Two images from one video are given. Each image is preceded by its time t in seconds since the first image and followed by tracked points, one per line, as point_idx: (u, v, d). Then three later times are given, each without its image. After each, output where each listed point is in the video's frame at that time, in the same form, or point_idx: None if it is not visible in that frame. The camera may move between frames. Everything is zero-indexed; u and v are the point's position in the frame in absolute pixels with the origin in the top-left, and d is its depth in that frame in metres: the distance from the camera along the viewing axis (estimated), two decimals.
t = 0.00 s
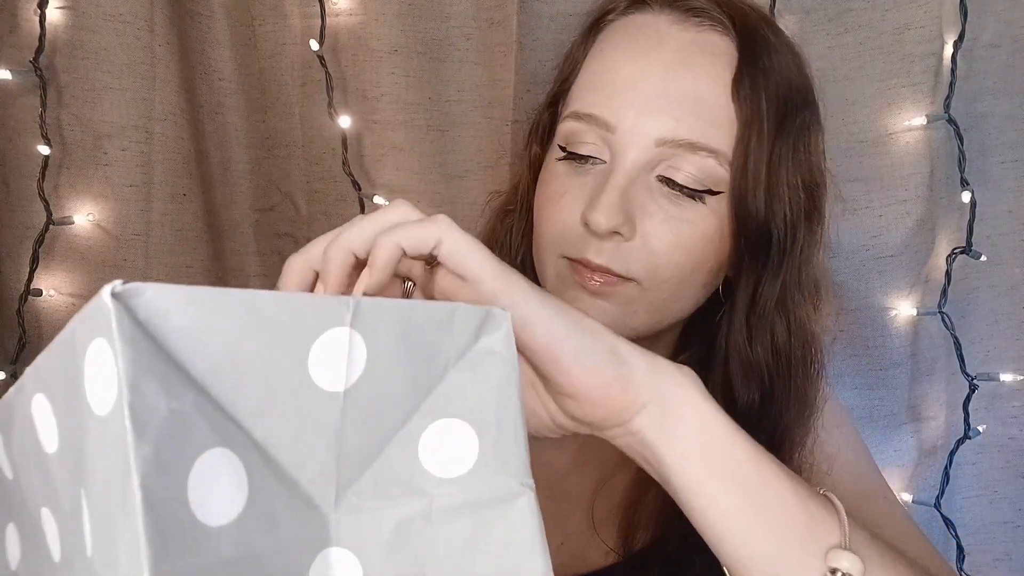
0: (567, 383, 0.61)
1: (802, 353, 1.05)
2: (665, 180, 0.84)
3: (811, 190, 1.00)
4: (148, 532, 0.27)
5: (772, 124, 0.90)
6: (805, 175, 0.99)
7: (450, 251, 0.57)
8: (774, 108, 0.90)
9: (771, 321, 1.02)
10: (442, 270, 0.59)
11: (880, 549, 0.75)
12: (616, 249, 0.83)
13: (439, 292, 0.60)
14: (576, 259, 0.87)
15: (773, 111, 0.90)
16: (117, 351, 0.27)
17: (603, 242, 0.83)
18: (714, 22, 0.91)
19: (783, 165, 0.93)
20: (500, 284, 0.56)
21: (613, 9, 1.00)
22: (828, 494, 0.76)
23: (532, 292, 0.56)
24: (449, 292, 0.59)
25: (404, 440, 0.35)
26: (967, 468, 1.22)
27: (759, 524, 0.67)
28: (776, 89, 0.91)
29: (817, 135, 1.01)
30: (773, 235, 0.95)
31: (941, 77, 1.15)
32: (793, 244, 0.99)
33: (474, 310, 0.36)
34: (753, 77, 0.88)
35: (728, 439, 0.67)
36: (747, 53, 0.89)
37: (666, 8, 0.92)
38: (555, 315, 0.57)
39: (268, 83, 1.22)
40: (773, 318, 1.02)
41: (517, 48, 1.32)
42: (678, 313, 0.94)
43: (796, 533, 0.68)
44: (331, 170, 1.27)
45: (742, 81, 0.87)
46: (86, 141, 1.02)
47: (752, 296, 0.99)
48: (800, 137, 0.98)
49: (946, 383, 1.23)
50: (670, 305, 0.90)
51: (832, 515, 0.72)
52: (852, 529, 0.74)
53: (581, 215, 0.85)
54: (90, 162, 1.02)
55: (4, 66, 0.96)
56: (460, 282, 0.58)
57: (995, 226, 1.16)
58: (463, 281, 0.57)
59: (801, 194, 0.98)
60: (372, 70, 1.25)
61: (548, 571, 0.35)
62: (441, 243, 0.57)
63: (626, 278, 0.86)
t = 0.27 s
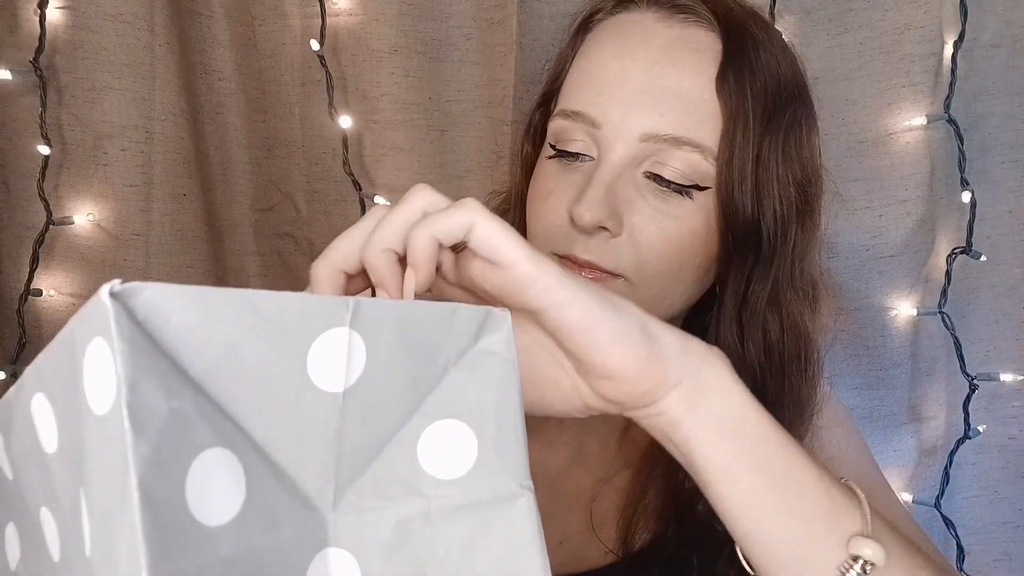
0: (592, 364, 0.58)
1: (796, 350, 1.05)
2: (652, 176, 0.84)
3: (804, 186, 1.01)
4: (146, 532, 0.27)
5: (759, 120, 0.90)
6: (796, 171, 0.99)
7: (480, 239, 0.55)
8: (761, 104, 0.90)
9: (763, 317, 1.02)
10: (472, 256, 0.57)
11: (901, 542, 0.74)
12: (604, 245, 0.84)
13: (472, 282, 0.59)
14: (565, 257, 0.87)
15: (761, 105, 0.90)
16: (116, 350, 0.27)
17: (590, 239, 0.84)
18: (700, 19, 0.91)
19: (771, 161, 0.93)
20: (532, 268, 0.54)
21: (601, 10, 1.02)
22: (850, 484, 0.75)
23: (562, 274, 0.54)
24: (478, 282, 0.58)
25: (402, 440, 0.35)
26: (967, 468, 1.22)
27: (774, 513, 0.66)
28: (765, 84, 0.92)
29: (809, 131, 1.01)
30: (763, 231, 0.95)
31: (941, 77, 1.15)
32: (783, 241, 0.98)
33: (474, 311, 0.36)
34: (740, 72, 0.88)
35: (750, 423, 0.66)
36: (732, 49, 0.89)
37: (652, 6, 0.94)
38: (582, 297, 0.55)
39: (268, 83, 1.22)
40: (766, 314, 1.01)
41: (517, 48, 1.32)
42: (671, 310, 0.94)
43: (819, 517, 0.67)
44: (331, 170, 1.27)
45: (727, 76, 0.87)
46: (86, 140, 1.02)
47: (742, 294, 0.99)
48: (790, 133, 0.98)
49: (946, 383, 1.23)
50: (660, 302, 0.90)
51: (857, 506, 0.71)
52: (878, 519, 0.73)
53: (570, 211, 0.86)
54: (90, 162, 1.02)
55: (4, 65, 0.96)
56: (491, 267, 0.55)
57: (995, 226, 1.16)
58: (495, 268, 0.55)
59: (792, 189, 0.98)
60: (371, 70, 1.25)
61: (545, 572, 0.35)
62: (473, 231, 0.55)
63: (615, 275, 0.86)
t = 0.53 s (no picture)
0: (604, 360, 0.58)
1: (794, 348, 1.05)
2: (646, 172, 0.85)
3: (800, 185, 1.00)
4: (142, 531, 0.27)
5: (753, 119, 0.89)
6: (792, 170, 0.99)
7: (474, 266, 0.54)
8: (754, 102, 0.90)
9: (760, 316, 1.01)
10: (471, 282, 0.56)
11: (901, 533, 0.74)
12: (598, 243, 0.83)
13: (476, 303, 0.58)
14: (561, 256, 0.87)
15: (754, 103, 0.90)
16: (113, 350, 0.27)
17: (584, 237, 0.84)
18: (693, 17, 0.91)
19: (766, 159, 0.93)
20: (534, 284, 0.53)
21: (596, 10, 1.02)
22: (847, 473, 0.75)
23: (563, 282, 0.54)
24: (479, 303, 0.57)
25: (401, 440, 0.35)
26: (967, 468, 1.22)
27: (777, 505, 0.66)
28: (759, 82, 0.91)
29: (804, 129, 1.01)
30: (758, 229, 0.94)
31: (941, 77, 1.15)
32: (778, 239, 0.98)
33: (474, 310, 0.36)
34: (734, 70, 0.88)
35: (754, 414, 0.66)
36: (726, 47, 0.89)
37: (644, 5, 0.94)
38: (585, 301, 0.55)
39: (268, 83, 1.21)
40: (763, 312, 1.01)
41: (517, 48, 1.33)
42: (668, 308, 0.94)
43: (824, 509, 0.67)
44: (331, 170, 1.27)
45: (720, 73, 0.86)
46: (86, 140, 1.02)
47: (739, 292, 0.98)
48: (785, 131, 0.97)
49: (946, 384, 1.23)
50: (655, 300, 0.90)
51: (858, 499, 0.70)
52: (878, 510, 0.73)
53: (564, 210, 0.86)
54: (90, 162, 1.02)
55: (4, 65, 0.96)
56: (493, 288, 0.55)
57: (995, 225, 1.16)
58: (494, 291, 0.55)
59: (787, 187, 0.98)
60: (372, 70, 1.25)
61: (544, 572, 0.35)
62: (465, 262, 0.55)
63: (610, 274, 0.85)
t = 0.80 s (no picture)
0: (615, 346, 0.58)
1: (791, 347, 1.05)
2: (642, 172, 0.84)
3: (798, 184, 1.01)
4: (145, 531, 0.27)
5: (748, 116, 0.90)
6: (789, 168, 0.99)
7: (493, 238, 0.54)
8: (749, 100, 0.90)
9: (756, 314, 1.01)
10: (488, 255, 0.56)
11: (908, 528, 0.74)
12: (593, 242, 0.83)
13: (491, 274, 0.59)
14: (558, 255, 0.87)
15: (749, 101, 0.90)
16: (116, 349, 0.27)
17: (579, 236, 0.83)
18: (688, 15, 0.92)
19: (762, 157, 0.93)
20: (554, 263, 0.53)
21: (592, 10, 1.03)
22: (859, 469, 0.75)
23: (583, 266, 0.54)
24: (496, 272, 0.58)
25: (403, 442, 0.35)
26: (967, 468, 1.22)
27: (777, 503, 0.66)
28: (754, 80, 0.92)
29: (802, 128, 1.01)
30: (753, 226, 0.95)
31: (941, 77, 1.14)
32: (775, 237, 0.98)
33: (475, 311, 0.36)
34: (729, 69, 0.88)
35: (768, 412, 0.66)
36: (720, 46, 0.89)
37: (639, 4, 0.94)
38: (605, 286, 0.54)
39: (268, 83, 1.21)
40: (760, 311, 1.01)
41: (517, 48, 1.33)
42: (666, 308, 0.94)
43: (827, 507, 0.67)
44: (331, 170, 1.27)
45: (714, 72, 0.86)
46: (86, 140, 1.02)
47: (734, 288, 0.97)
48: (782, 130, 0.98)
49: (946, 384, 1.23)
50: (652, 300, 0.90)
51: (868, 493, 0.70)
52: (885, 506, 0.73)
53: (558, 209, 0.85)
54: (90, 162, 1.02)
55: (4, 65, 0.96)
56: (510, 263, 0.55)
57: (995, 225, 1.16)
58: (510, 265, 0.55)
59: (784, 185, 0.98)
60: (371, 70, 1.25)
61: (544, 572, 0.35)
62: (484, 234, 0.55)
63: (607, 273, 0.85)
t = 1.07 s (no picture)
0: (631, 338, 0.57)
1: (792, 346, 1.05)
2: (639, 173, 0.84)
3: (798, 183, 1.01)
4: (146, 532, 0.27)
5: (746, 116, 0.90)
6: (788, 167, 0.99)
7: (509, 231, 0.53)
8: (747, 99, 0.90)
9: (757, 314, 1.01)
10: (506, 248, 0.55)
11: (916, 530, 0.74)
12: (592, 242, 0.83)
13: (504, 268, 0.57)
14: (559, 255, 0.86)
15: (748, 100, 0.90)
16: (116, 349, 0.27)
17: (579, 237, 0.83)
18: (685, 15, 0.92)
19: (760, 157, 0.93)
20: (574, 256, 0.53)
21: (589, 10, 1.03)
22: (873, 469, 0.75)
23: (604, 261, 0.53)
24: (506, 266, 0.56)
25: (404, 442, 0.35)
26: (967, 467, 1.22)
27: (777, 503, 0.66)
28: (753, 80, 0.92)
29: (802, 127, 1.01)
30: (752, 226, 0.95)
31: (941, 77, 1.14)
32: (773, 237, 0.99)
33: (475, 311, 0.36)
34: (728, 67, 0.88)
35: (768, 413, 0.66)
36: (719, 45, 0.89)
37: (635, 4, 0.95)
38: (622, 280, 0.54)
39: (268, 83, 1.21)
40: (761, 310, 1.01)
41: (517, 48, 1.33)
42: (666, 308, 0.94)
43: (828, 507, 0.67)
44: (331, 171, 1.27)
45: (712, 70, 0.87)
46: (86, 141, 1.02)
47: (733, 291, 0.97)
48: (780, 129, 0.98)
49: (946, 384, 1.23)
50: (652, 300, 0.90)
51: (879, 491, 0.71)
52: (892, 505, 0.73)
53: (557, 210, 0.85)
54: (90, 162, 1.02)
55: (4, 65, 0.96)
56: (527, 256, 0.54)
57: (995, 225, 1.15)
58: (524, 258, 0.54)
59: (784, 185, 0.98)
60: (371, 70, 1.25)
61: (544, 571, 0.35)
62: (504, 228, 0.53)
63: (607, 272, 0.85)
